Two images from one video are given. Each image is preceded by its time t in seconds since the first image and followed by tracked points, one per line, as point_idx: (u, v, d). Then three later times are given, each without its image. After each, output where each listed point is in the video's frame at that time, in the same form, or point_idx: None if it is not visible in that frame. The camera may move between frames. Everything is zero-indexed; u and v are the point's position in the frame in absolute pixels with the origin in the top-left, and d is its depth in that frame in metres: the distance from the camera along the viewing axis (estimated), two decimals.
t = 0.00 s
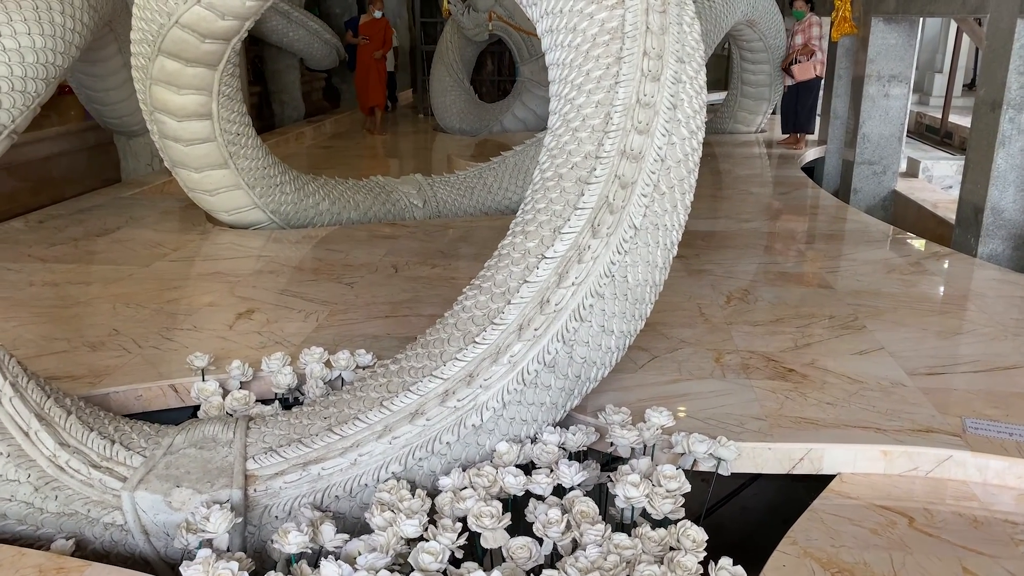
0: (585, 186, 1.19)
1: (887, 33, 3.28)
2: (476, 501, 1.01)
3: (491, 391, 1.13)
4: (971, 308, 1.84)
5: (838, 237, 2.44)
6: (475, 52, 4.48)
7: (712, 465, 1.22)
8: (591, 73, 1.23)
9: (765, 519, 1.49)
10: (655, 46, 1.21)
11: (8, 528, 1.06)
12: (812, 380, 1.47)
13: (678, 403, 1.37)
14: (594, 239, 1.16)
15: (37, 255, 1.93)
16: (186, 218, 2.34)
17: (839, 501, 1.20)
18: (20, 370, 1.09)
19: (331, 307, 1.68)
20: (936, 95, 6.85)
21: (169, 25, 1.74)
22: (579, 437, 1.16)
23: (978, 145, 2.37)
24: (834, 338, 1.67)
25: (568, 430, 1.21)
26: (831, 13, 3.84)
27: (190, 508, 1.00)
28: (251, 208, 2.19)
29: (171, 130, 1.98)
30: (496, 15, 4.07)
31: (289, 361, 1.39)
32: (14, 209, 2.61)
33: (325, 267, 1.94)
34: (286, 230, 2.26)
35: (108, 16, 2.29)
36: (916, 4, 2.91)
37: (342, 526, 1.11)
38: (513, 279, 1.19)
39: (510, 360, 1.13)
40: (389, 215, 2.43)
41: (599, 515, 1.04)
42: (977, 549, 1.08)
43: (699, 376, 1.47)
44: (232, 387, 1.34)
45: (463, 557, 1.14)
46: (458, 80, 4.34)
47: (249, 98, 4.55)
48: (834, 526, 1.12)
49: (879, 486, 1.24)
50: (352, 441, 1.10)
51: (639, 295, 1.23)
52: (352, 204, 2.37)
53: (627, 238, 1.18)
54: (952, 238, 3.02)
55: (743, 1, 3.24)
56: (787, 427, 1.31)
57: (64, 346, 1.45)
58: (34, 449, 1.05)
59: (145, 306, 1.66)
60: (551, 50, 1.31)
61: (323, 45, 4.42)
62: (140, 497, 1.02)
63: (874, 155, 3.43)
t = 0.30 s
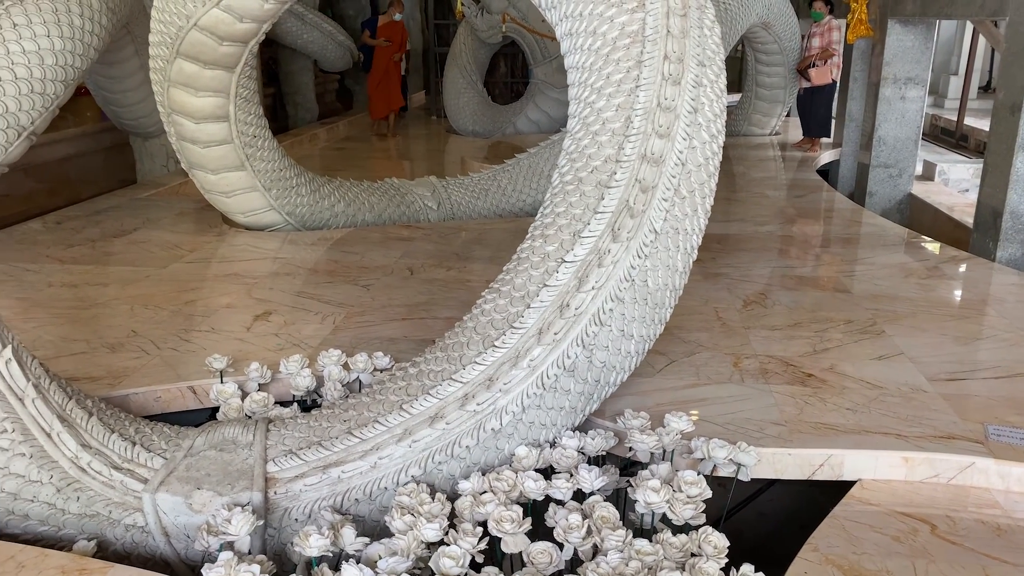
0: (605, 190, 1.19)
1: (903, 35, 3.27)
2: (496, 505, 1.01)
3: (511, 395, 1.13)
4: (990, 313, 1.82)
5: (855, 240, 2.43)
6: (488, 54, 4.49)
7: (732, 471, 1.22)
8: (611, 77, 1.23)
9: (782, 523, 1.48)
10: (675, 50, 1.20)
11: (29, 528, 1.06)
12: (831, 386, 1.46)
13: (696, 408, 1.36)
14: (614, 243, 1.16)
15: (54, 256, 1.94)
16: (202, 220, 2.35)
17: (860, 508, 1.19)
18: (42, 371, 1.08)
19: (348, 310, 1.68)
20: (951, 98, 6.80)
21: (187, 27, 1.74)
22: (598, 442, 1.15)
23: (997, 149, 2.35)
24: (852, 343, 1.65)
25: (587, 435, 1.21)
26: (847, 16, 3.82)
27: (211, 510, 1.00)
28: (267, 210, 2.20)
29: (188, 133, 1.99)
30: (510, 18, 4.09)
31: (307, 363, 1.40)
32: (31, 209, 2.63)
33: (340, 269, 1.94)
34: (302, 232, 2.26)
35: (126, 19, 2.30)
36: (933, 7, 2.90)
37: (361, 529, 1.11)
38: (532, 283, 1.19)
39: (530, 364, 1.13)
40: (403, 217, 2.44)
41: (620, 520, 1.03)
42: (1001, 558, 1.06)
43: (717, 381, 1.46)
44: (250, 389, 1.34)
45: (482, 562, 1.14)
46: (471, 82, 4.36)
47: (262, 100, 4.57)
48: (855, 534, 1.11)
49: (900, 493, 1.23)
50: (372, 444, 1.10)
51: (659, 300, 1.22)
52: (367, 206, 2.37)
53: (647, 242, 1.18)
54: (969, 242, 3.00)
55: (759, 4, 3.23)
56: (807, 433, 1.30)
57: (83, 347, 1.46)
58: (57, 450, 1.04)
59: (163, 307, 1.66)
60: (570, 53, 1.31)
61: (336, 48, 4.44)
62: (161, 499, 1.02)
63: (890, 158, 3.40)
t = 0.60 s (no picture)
0: (631, 196, 1.18)
1: (923, 38, 3.27)
2: (522, 513, 1.00)
3: (535, 402, 1.12)
4: (1016, 320, 1.80)
5: (875, 245, 2.41)
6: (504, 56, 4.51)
7: (757, 480, 1.21)
8: (637, 82, 1.22)
9: (803, 528, 1.46)
10: (702, 55, 1.20)
11: (54, 532, 1.04)
12: (856, 394, 1.45)
13: (721, 416, 1.35)
14: (639, 250, 1.15)
15: (74, 259, 1.95)
16: (220, 223, 2.35)
17: (888, 517, 1.18)
18: (68, 376, 1.08)
19: (368, 314, 1.69)
20: (968, 101, 6.77)
21: (209, 31, 1.75)
22: (623, 450, 1.15)
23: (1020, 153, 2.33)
24: (875, 350, 1.64)
25: (611, 442, 1.20)
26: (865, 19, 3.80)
27: (236, 516, 1.00)
28: (285, 213, 2.21)
29: (208, 136, 2.00)
30: (526, 20, 4.08)
31: (329, 368, 1.40)
32: (49, 211, 2.64)
33: (359, 273, 1.94)
34: (320, 235, 2.27)
35: (145, 22, 2.32)
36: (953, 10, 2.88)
37: (385, 536, 1.10)
38: (557, 289, 1.18)
39: (555, 371, 1.12)
40: (420, 220, 2.44)
41: (647, 530, 1.02)
42: None
43: (741, 388, 1.45)
44: (273, 394, 1.34)
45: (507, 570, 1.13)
46: (486, 85, 4.38)
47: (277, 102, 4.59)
48: (885, 544, 1.10)
49: (929, 503, 1.22)
50: (396, 450, 1.09)
51: (684, 307, 1.22)
52: (384, 209, 2.38)
53: (673, 248, 1.17)
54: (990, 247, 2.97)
55: (777, 7, 3.22)
56: (833, 441, 1.29)
57: (105, 351, 1.46)
58: (82, 454, 1.03)
59: (183, 311, 1.66)
60: (594, 59, 1.30)
61: (353, 50, 4.46)
62: (186, 504, 1.01)
63: (909, 162, 3.37)
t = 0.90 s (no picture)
0: (656, 200, 1.17)
1: (943, 41, 3.24)
2: (548, 519, 0.99)
3: (560, 407, 1.11)
4: None
5: (895, 249, 2.39)
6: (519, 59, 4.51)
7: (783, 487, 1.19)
8: (662, 85, 1.21)
9: (826, 536, 1.44)
10: (728, 58, 1.19)
11: (78, 534, 1.04)
12: (880, 400, 1.44)
13: (744, 421, 1.34)
14: (665, 254, 1.14)
15: (94, 260, 1.96)
16: (238, 225, 2.36)
17: (915, 525, 1.16)
18: (92, 378, 1.07)
19: (386, 316, 1.69)
20: (986, 104, 6.75)
21: (230, 33, 1.76)
22: (647, 455, 1.14)
23: None
24: (899, 356, 1.62)
25: (635, 448, 1.19)
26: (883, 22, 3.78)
27: (260, 519, 0.99)
28: (303, 216, 2.21)
29: (228, 138, 2.00)
30: (541, 23, 4.07)
31: (350, 370, 1.40)
32: (68, 212, 2.66)
33: (377, 275, 1.94)
34: (337, 237, 2.27)
35: (165, 24, 2.33)
36: (973, 12, 2.85)
37: (408, 540, 1.10)
38: (580, 293, 1.17)
39: (579, 376, 1.11)
40: (437, 222, 2.44)
41: (673, 537, 1.01)
42: None
43: (764, 394, 1.44)
44: (294, 396, 1.34)
45: None
46: (502, 88, 4.37)
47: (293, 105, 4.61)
48: (913, 553, 1.08)
49: (956, 511, 1.20)
50: (419, 454, 1.09)
51: (709, 311, 1.21)
52: (401, 211, 2.38)
53: (699, 252, 1.16)
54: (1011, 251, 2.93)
55: (795, 10, 3.20)
56: (858, 448, 1.27)
57: (126, 352, 1.46)
58: (107, 456, 1.02)
59: (203, 312, 1.67)
60: (617, 61, 1.30)
61: (369, 53, 4.47)
62: (209, 507, 1.00)
63: (928, 165, 3.37)
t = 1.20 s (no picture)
0: (679, 205, 1.16)
1: (963, 45, 3.22)
2: (570, 527, 0.98)
3: (581, 414, 1.10)
4: None
5: (916, 254, 2.36)
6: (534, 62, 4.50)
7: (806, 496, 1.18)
8: (684, 89, 1.20)
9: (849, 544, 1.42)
10: (752, 62, 1.17)
11: (99, 538, 1.04)
12: (904, 408, 1.42)
13: (766, 429, 1.33)
14: (688, 259, 1.13)
15: (113, 263, 1.96)
16: (255, 228, 2.36)
17: (942, 536, 1.14)
18: (113, 382, 1.07)
19: (404, 320, 1.68)
20: (1005, 108, 6.73)
21: (249, 37, 1.76)
22: (669, 463, 1.13)
23: None
24: (922, 363, 1.60)
25: (656, 455, 1.18)
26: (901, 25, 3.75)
27: (280, 526, 0.98)
28: (320, 219, 2.21)
29: (246, 142, 2.01)
30: (556, 26, 4.06)
31: (368, 375, 1.39)
32: (85, 215, 2.68)
33: (394, 279, 1.94)
34: (354, 241, 2.27)
35: (183, 28, 2.34)
36: (994, 15, 2.82)
37: (428, 547, 1.09)
38: (602, 299, 1.16)
39: (601, 383, 1.11)
40: (454, 226, 2.44)
41: (697, 546, 1.00)
42: None
43: (786, 401, 1.43)
44: (313, 400, 1.34)
45: None
46: (517, 92, 4.38)
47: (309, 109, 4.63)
48: (941, 565, 1.06)
49: (984, 522, 1.18)
50: (440, 460, 1.08)
51: (732, 318, 1.20)
52: (418, 215, 2.38)
53: (723, 258, 1.15)
54: None
55: (812, 13, 3.19)
56: (882, 457, 1.26)
57: (145, 355, 1.46)
58: (127, 461, 1.01)
59: (222, 316, 1.67)
60: (639, 65, 1.29)
61: (384, 57, 4.48)
62: (230, 512, 1.00)
63: (947, 170, 3.37)
